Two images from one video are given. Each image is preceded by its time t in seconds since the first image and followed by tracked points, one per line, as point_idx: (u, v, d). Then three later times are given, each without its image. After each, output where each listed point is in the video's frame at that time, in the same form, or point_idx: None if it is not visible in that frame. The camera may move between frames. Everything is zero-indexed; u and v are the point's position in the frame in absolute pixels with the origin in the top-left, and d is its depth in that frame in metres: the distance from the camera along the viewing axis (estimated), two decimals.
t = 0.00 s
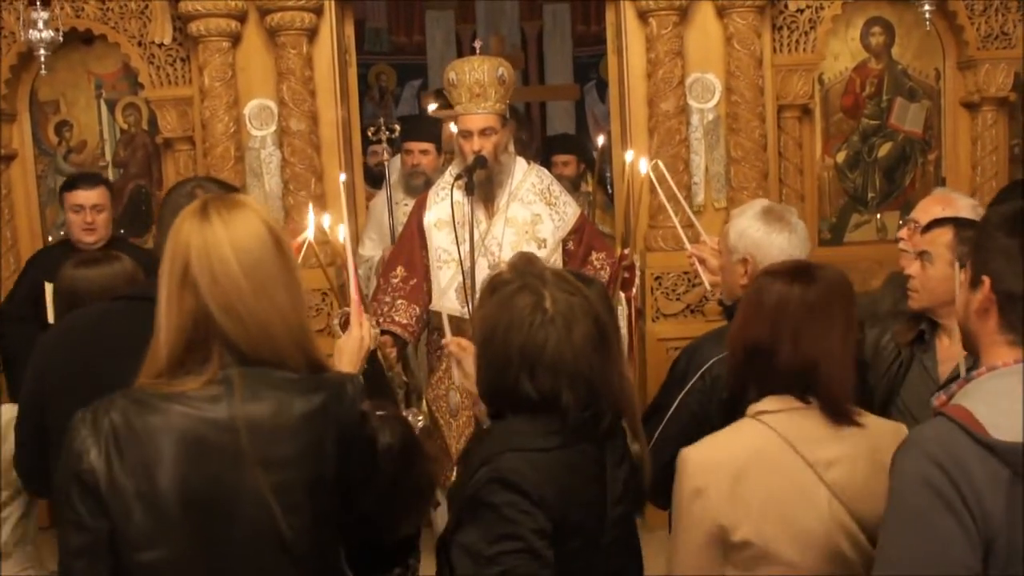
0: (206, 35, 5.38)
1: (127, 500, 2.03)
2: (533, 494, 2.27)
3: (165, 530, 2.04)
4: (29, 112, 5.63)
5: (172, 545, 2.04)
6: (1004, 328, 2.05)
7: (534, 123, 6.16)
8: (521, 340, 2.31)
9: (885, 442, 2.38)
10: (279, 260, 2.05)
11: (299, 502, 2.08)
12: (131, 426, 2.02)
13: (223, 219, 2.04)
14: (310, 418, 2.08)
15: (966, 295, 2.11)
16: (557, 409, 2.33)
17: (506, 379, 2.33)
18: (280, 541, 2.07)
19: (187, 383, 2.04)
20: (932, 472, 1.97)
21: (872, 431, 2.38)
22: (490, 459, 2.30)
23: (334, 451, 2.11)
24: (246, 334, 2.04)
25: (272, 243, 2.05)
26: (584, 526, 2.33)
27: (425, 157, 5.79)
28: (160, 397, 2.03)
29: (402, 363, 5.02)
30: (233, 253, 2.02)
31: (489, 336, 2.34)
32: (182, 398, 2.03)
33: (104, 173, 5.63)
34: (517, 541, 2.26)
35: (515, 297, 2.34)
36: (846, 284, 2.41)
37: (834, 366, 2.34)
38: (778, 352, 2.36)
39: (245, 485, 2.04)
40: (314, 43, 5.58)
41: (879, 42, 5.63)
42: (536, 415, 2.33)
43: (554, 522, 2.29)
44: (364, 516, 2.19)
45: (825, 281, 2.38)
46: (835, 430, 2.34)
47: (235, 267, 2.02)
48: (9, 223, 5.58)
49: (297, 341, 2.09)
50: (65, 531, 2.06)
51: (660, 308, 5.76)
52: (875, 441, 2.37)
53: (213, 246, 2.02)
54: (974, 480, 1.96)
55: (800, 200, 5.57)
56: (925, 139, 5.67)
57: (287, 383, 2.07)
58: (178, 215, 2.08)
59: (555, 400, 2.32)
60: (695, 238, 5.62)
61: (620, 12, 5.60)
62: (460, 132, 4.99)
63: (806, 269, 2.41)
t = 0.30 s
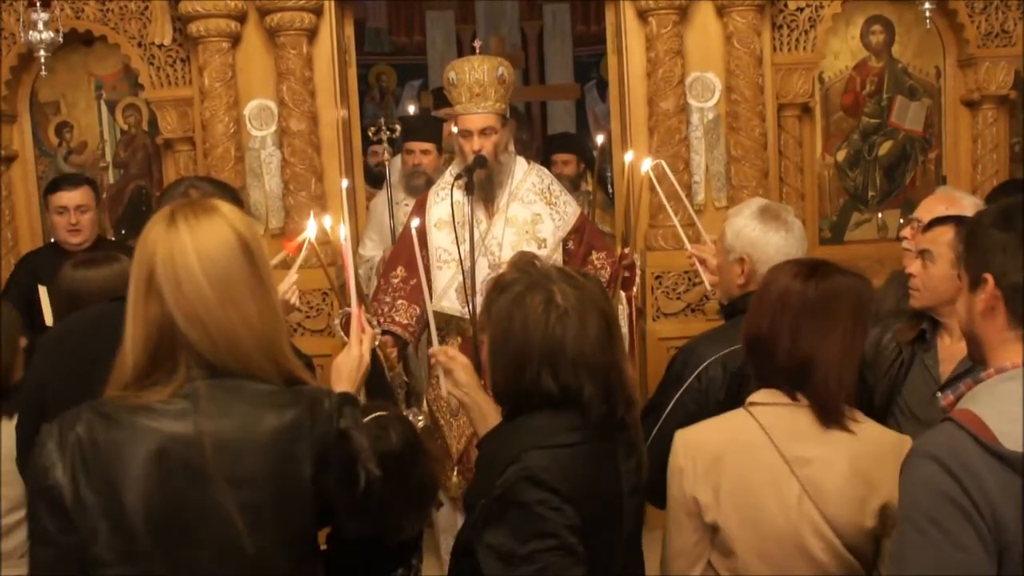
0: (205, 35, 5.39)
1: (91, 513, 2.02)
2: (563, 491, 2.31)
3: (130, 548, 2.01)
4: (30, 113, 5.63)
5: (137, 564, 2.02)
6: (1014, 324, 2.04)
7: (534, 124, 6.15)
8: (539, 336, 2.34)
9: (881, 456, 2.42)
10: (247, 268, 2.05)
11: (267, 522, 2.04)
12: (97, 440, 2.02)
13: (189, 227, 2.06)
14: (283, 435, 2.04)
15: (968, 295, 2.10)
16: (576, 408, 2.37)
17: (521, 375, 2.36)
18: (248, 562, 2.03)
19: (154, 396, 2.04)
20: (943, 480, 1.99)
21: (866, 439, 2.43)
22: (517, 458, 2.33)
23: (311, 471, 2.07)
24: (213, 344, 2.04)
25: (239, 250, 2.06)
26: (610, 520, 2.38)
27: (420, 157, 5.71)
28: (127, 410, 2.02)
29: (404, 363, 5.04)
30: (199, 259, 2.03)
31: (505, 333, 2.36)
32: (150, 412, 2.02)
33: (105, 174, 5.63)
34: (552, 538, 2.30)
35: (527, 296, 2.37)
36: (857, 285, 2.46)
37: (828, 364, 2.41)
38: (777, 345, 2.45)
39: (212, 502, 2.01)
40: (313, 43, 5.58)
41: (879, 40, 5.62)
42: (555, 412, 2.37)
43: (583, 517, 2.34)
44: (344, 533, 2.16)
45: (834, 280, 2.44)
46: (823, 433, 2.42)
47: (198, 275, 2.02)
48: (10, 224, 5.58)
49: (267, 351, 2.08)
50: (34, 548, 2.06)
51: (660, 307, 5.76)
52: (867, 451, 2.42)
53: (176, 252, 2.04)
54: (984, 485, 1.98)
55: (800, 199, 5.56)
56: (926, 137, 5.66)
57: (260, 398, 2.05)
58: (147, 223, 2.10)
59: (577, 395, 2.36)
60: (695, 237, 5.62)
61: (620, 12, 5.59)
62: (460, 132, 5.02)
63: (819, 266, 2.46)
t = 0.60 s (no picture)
0: (206, 37, 5.39)
1: (49, 523, 2.04)
2: (578, 492, 2.33)
3: (90, 560, 2.04)
4: (31, 114, 5.65)
5: None
6: (1016, 320, 2.06)
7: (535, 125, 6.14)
8: (546, 336, 2.36)
9: (853, 458, 2.38)
10: (205, 277, 2.04)
11: (229, 537, 2.04)
12: (59, 451, 2.04)
13: (148, 236, 2.05)
14: (246, 449, 2.05)
15: (969, 296, 2.11)
16: (585, 409, 2.39)
17: (529, 377, 2.37)
18: None
19: (116, 406, 2.06)
20: (932, 479, 2.00)
21: (837, 440, 2.40)
22: (531, 463, 2.34)
23: (277, 485, 2.06)
24: (169, 355, 2.03)
25: (198, 259, 2.05)
26: (621, 520, 2.39)
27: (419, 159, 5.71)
28: (90, 420, 2.05)
29: (405, 364, 5.06)
30: (156, 269, 2.03)
31: (512, 334, 2.37)
32: (113, 422, 2.04)
33: (105, 175, 5.64)
34: (568, 540, 2.31)
35: (531, 296, 2.37)
36: (848, 293, 2.46)
37: (805, 362, 2.40)
38: (757, 338, 2.45)
39: (173, 515, 2.03)
40: (314, 44, 5.59)
41: (880, 40, 5.62)
42: (565, 415, 2.38)
43: (598, 518, 2.35)
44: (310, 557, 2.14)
45: (825, 283, 2.45)
46: (794, 430, 2.41)
47: (154, 285, 2.02)
48: (11, 225, 5.59)
49: (227, 362, 2.07)
50: None
51: (661, 307, 5.76)
52: (836, 453, 2.39)
53: (132, 261, 2.04)
54: (973, 486, 1.98)
55: (801, 200, 5.55)
56: (926, 137, 5.66)
57: (225, 410, 2.06)
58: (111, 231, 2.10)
59: (587, 393, 2.38)
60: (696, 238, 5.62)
61: (620, 13, 5.59)
62: (461, 133, 5.00)
63: (810, 266, 2.49)
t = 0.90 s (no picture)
0: (207, 40, 5.41)
1: (26, 535, 2.08)
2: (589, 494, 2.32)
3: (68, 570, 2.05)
4: (32, 118, 5.66)
5: None
6: (1000, 321, 2.08)
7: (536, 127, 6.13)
8: (554, 336, 2.36)
9: (808, 461, 2.41)
10: (174, 284, 2.03)
11: (204, 549, 2.03)
12: (38, 462, 2.06)
13: (117, 242, 2.04)
14: (224, 460, 2.03)
15: (957, 299, 2.15)
16: (590, 412, 2.40)
17: (538, 379, 2.37)
18: None
19: (92, 415, 2.05)
20: (911, 477, 2.03)
21: (796, 439, 2.45)
22: (540, 464, 2.33)
23: (256, 497, 2.04)
24: (141, 363, 2.01)
25: (167, 263, 2.03)
26: (627, 524, 2.38)
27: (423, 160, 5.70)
28: (67, 430, 2.05)
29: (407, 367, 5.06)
30: (125, 275, 2.02)
31: (519, 337, 2.37)
32: (89, 433, 2.04)
33: (107, 178, 5.65)
34: (580, 543, 2.28)
35: (537, 297, 2.38)
36: (828, 301, 2.54)
37: (777, 360, 2.48)
38: (734, 337, 2.54)
39: (149, 527, 2.02)
40: (315, 47, 5.60)
41: (879, 42, 5.63)
42: (574, 417, 2.39)
43: (608, 521, 2.33)
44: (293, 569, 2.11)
45: (805, 288, 2.54)
46: (758, 430, 2.47)
47: (123, 291, 2.01)
48: (12, 228, 5.60)
49: (200, 368, 2.04)
50: None
51: (662, 309, 5.76)
52: (791, 456, 2.42)
53: (100, 267, 2.03)
54: (952, 486, 2.01)
55: (801, 202, 5.56)
56: (926, 138, 5.66)
57: (204, 418, 2.04)
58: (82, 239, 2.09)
59: (595, 394, 2.39)
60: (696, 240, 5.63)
61: (620, 16, 5.61)
62: (461, 135, 5.02)
63: (793, 274, 2.57)
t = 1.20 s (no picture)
0: (210, 41, 5.41)
1: (44, 542, 2.02)
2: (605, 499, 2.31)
3: None
4: (35, 118, 5.67)
5: None
6: (993, 328, 2.09)
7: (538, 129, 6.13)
8: (568, 337, 2.35)
9: (798, 460, 2.41)
10: (191, 285, 1.99)
11: (224, 556, 2.01)
12: (51, 469, 2.02)
13: (131, 243, 2.01)
14: (243, 467, 2.01)
15: (957, 303, 2.16)
16: (602, 413, 2.40)
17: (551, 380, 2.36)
18: None
19: (110, 421, 2.03)
20: (905, 478, 2.04)
21: (787, 439, 2.45)
22: (553, 468, 2.33)
23: (277, 503, 2.01)
24: (159, 366, 1.98)
25: (184, 265, 2.00)
26: (638, 528, 2.38)
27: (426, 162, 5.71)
28: (82, 438, 2.02)
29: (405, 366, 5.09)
30: (143, 276, 1.98)
31: (535, 339, 2.36)
32: (106, 440, 2.01)
33: (109, 179, 5.65)
34: (596, 548, 2.28)
35: (549, 301, 2.38)
36: (831, 307, 2.53)
37: (773, 363, 2.48)
38: (732, 336, 2.55)
39: (166, 536, 1.99)
40: (317, 49, 5.61)
41: (881, 45, 5.63)
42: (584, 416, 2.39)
43: (621, 524, 2.32)
44: None
45: (808, 293, 2.53)
46: (751, 429, 2.48)
47: (139, 292, 1.97)
48: (14, 228, 5.60)
49: (219, 371, 2.01)
50: None
51: (663, 312, 5.76)
52: (779, 455, 2.42)
53: (115, 269, 1.99)
54: (947, 486, 2.01)
55: (803, 204, 5.56)
56: (928, 142, 5.66)
57: (224, 425, 2.02)
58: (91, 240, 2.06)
59: (609, 398, 2.39)
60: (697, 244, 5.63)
61: (622, 18, 5.61)
62: (462, 138, 5.03)
63: (797, 277, 2.57)
